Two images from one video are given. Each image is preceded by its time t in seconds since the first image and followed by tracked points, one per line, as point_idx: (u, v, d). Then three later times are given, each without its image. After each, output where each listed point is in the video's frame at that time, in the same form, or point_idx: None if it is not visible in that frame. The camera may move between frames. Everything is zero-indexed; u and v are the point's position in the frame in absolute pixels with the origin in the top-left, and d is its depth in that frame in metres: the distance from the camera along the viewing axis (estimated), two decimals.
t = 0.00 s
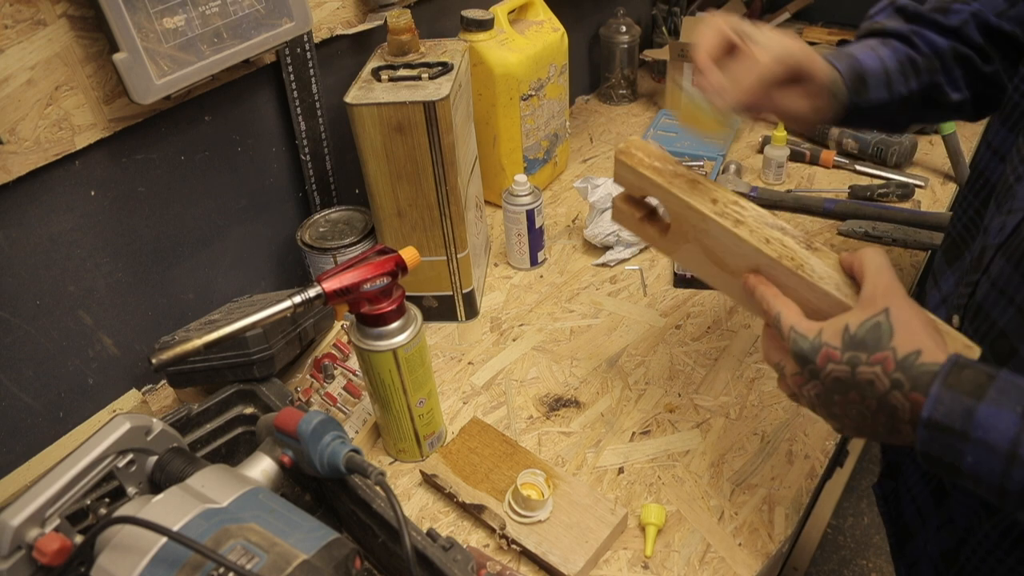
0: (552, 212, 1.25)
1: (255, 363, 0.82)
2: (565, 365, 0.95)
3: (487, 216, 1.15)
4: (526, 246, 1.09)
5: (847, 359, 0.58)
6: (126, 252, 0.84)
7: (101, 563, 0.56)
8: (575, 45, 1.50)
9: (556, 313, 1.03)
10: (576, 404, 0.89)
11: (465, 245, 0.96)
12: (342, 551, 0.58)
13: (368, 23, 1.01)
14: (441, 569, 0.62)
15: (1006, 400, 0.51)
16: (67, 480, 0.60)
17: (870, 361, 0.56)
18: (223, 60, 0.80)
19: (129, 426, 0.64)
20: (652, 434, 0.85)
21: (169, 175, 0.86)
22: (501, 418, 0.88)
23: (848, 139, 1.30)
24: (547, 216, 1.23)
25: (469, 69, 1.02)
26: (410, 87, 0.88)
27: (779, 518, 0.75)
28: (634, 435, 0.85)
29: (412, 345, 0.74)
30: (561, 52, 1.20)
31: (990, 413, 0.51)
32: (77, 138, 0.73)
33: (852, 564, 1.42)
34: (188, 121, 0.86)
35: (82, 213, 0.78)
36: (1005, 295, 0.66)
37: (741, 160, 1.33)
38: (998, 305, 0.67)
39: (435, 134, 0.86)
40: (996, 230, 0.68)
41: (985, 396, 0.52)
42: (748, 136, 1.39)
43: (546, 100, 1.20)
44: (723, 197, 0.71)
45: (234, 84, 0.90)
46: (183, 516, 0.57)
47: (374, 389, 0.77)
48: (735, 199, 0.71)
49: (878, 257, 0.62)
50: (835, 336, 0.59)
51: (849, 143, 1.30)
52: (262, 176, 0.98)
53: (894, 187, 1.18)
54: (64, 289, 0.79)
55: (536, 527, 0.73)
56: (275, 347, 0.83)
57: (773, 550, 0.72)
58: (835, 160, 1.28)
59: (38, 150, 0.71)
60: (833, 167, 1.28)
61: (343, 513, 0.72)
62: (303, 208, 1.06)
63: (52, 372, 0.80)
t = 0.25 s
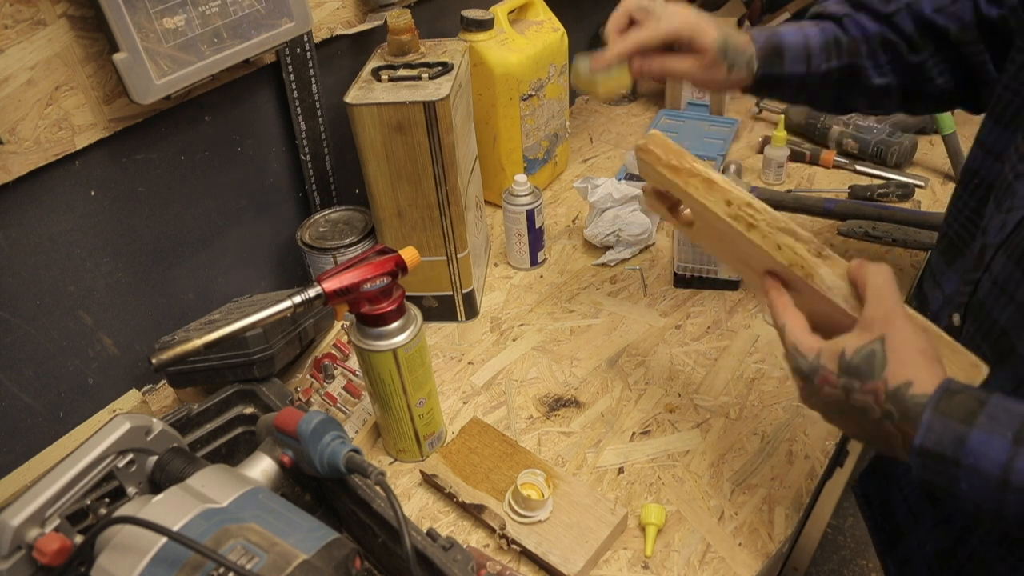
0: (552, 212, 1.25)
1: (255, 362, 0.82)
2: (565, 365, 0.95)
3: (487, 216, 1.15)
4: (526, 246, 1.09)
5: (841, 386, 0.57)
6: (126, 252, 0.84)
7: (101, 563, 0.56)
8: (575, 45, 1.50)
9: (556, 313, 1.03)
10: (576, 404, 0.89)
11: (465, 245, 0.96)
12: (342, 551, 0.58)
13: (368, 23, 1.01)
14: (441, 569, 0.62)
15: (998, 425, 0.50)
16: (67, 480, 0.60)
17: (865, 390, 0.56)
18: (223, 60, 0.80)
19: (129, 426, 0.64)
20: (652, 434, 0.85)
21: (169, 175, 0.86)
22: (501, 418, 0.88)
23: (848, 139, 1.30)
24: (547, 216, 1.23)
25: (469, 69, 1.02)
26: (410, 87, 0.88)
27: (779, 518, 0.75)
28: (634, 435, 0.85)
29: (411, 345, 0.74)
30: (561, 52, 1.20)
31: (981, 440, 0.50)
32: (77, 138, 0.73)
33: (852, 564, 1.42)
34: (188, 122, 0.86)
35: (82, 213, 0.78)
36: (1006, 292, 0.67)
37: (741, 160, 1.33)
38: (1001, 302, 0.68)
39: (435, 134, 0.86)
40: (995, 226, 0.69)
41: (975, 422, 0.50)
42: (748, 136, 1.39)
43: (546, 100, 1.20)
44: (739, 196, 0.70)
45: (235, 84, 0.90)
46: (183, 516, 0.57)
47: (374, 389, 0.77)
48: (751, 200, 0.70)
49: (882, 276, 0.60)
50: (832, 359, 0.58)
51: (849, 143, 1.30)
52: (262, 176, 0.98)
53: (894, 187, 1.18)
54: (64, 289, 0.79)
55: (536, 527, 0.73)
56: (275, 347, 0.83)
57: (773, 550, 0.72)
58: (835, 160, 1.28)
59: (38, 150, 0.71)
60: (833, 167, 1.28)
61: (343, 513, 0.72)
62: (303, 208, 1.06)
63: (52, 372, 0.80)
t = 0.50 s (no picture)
0: (552, 211, 1.25)
1: (255, 362, 0.82)
2: (565, 365, 0.95)
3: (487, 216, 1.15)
4: (526, 246, 1.09)
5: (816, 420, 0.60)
6: (126, 252, 0.84)
7: (101, 563, 0.56)
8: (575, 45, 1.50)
9: (556, 313, 1.04)
10: (576, 404, 0.89)
11: (465, 245, 0.96)
12: (342, 551, 0.58)
13: (368, 23, 1.01)
14: (441, 569, 0.62)
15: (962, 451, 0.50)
16: (67, 480, 0.60)
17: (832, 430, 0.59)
18: (223, 60, 0.81)
19: (129, 426, 0.64)
20: (652, 434, 0.85)
21: (169, 175, 0.86)
22: (501, 418, 0.88)
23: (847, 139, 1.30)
24: (547, 216, 1.24)
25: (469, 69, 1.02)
26: (410, 87, 0.88)
27: (779, 518, 0.75)
28: (634, 435, 0.85)
29: (411, 345, 0.74)
30: (561, 52, 1.20)
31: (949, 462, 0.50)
32: (77, 138, 0.73)
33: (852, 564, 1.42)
34: (187, 122, 0.86)
35: (82, 213, 0.78)
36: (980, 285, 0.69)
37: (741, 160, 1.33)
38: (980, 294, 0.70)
39: (435, 134, 0.86)
40: (944, 207, 0.68)
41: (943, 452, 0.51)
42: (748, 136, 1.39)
43: (546, 99, 1.20)
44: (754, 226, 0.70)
45: (235, 84, 0.90)
46: (183, 516, 0.57)
47: (374, 389, 0.77)
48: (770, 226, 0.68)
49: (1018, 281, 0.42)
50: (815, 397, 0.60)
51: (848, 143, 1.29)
52: (262, 176, 0.98)
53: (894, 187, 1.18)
54: (64, 289, 0.79)
55: (536, 527, 0.73)
56: (275, 347, 0.83)
57: (773, 550, 0.72)
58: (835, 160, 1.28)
59: (38, 150, 0.71)
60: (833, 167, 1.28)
61: (344, 513, 0.72)
62: (303, 208, 1.06)
63: (52, 372, 0.80)
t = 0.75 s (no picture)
0: (552, 211, 1.25)
1: (255, 362, 0.82)
2: (565, 365, 0.95)
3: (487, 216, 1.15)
4: (526, 246, 1.09)
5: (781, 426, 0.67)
6: (126, 252, 0.84)
7: (101, 563, 0.56)
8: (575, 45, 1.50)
9: (556, 313, 1.04)
10: (576, 404, 0.89)
11: (465, 246, 0.96)
12: (342, 551, 0.58)
13: (368, 23, 1.01)
14: (441, 569, 0.62)
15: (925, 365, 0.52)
16: (67, 480, 0.60)
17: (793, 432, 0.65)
18: (223, 60, 0.81)
19: (129, 426, 0.64)
20: (652, 434, 0.85)
21: (169, 175, 0.86)
22: (501, 418, 0.88)
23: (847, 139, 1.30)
24: (547, 216, 1.24)
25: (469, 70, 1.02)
26: (410, 87, 0.88)
27: (778, 518, 0.75)
28: (634, 435, 0.85)
29: (412, 345, 0.74)
30: (561, 52, 1.20)
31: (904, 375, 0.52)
32: (77, 138, 0.74)
33: (852, 564, 1.42)
34: (187, 121, 0.86)
35: (82, 213, 0.78)
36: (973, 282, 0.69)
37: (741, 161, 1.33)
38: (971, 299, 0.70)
39: (435, 134, 0.86)
40: (944, 205, 0.68)
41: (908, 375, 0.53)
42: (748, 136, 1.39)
43: (546, 99, 1.20)
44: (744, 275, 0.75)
45: (235, 84, 0.90)
46: (183, 516, 0.57)
47: (374, 389, 0.77)
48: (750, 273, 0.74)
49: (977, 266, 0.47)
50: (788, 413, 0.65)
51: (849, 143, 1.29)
52: (262, 176, 0.98)
53: (894, 187, 1.18)
54: (64, 289, 0.79)
55: (536, 527, 0.73)
56: (275, 347, 0.83)
57: (773, 550, 0.72)
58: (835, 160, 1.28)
59: (38, 150, 0.71)
60: (833, 167, 1.28)
61: (344, 513, 0.72)
62: (302, 208, 1.06)
63: (52, 372, 0.80)
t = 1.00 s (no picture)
0: (552, 211, 1.25)
1: (255, 363, 0.82)
2: (565, 364, 0.95)
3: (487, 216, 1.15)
4: (526, 246, 1.09)
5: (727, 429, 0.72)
6: (126, 252, 0.84)
7: (101, 563, 0.56)
8: (575, 45, 1.50)
9: (556, 313, 1.04)
10: (576, 404, 0.89)
11: (465, 245, 0.96)
12: (342, 551, 0.58)
13: (368, 23, 1.01)
14: (441, 569, 0.62)
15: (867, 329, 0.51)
16: (67, 480, 0.60)
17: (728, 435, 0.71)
18: (223, 60, 0.81)
19: (129, 426, 0.64)
20: (652, 434, 0.85)
21: (168, 175, 0.86)
22: (501, 418, 0.88)
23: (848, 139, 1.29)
24: (547, 216, 1.24)
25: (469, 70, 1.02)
26: (410, 87, 0.88)
27: (778, 518, 0.75)
28: (634, 435, 0.85)
29: (412, 345, 0.74)
30: (562, 52, 1.20)
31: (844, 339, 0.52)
32: (77, 138, 0.74)
33: (852, 564, 1.42)
34: (187, 121, 0.86)
35: (82, 213, 0.78)
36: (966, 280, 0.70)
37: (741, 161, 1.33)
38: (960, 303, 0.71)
39: (435, 134, 0.86)
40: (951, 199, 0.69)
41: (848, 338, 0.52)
42: (748, 136, 1.39)
43: (546, 99, 1.20)
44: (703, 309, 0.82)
45: (235, 84, 0.90)
46: (183, 516, 0.57)
47: (374, 389, 0.77)
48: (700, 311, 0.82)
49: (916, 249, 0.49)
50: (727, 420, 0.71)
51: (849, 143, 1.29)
52: (262, 176, 0.98)
53: (894, 187, 1.18)
54: (64, 289, 0.79)
55: (536, 527, 0.73)
56: (275, 347, 0.83)
57: (773, 550, 0.72)
58: (835, 160, 1.28)
59: (38, 150, 0.71)
60: (833, 167, 1.28)
61: (343, 513, 0.72)
62: (302, 208, 1.06)
63: (52, 372, 0.80)
